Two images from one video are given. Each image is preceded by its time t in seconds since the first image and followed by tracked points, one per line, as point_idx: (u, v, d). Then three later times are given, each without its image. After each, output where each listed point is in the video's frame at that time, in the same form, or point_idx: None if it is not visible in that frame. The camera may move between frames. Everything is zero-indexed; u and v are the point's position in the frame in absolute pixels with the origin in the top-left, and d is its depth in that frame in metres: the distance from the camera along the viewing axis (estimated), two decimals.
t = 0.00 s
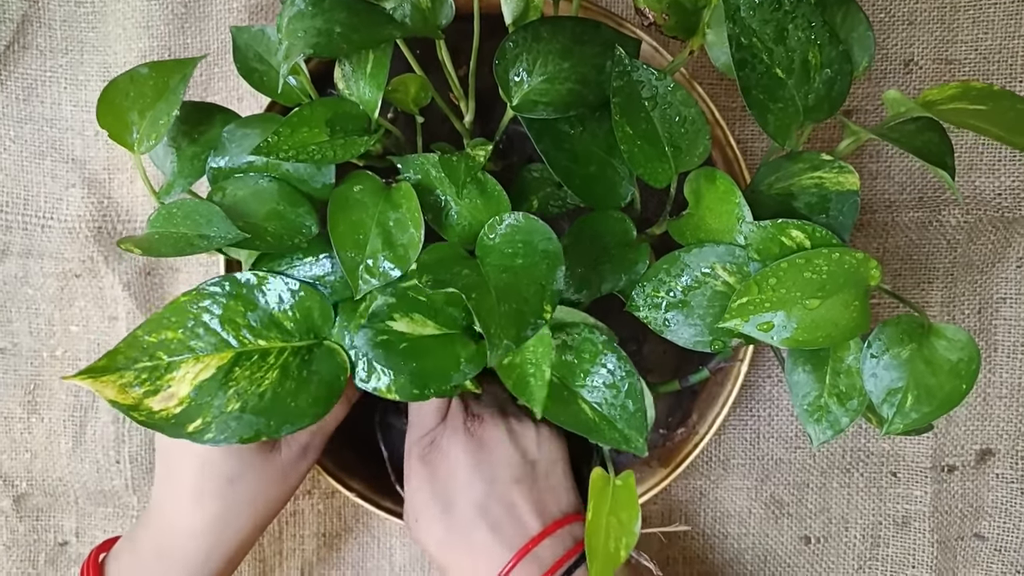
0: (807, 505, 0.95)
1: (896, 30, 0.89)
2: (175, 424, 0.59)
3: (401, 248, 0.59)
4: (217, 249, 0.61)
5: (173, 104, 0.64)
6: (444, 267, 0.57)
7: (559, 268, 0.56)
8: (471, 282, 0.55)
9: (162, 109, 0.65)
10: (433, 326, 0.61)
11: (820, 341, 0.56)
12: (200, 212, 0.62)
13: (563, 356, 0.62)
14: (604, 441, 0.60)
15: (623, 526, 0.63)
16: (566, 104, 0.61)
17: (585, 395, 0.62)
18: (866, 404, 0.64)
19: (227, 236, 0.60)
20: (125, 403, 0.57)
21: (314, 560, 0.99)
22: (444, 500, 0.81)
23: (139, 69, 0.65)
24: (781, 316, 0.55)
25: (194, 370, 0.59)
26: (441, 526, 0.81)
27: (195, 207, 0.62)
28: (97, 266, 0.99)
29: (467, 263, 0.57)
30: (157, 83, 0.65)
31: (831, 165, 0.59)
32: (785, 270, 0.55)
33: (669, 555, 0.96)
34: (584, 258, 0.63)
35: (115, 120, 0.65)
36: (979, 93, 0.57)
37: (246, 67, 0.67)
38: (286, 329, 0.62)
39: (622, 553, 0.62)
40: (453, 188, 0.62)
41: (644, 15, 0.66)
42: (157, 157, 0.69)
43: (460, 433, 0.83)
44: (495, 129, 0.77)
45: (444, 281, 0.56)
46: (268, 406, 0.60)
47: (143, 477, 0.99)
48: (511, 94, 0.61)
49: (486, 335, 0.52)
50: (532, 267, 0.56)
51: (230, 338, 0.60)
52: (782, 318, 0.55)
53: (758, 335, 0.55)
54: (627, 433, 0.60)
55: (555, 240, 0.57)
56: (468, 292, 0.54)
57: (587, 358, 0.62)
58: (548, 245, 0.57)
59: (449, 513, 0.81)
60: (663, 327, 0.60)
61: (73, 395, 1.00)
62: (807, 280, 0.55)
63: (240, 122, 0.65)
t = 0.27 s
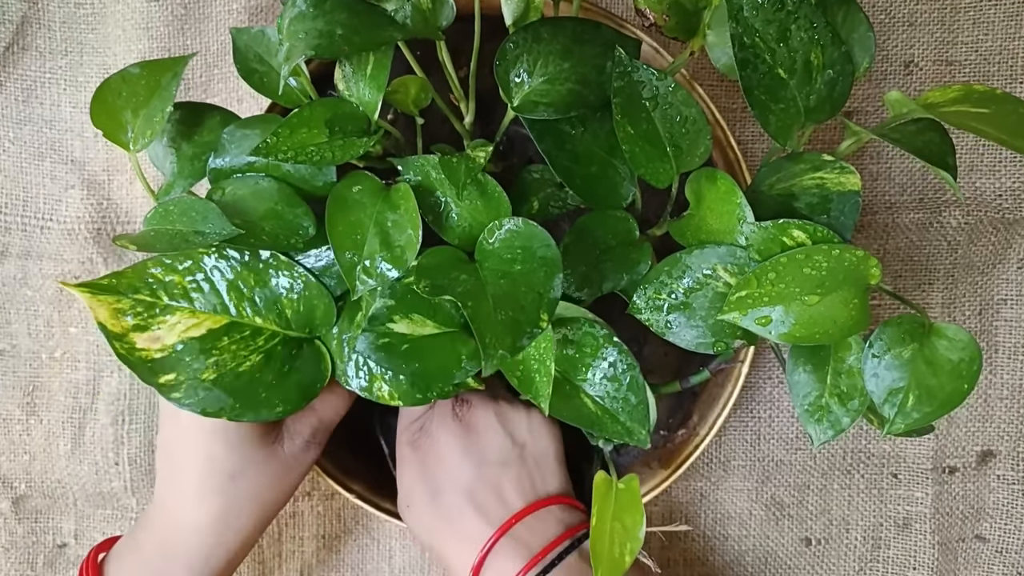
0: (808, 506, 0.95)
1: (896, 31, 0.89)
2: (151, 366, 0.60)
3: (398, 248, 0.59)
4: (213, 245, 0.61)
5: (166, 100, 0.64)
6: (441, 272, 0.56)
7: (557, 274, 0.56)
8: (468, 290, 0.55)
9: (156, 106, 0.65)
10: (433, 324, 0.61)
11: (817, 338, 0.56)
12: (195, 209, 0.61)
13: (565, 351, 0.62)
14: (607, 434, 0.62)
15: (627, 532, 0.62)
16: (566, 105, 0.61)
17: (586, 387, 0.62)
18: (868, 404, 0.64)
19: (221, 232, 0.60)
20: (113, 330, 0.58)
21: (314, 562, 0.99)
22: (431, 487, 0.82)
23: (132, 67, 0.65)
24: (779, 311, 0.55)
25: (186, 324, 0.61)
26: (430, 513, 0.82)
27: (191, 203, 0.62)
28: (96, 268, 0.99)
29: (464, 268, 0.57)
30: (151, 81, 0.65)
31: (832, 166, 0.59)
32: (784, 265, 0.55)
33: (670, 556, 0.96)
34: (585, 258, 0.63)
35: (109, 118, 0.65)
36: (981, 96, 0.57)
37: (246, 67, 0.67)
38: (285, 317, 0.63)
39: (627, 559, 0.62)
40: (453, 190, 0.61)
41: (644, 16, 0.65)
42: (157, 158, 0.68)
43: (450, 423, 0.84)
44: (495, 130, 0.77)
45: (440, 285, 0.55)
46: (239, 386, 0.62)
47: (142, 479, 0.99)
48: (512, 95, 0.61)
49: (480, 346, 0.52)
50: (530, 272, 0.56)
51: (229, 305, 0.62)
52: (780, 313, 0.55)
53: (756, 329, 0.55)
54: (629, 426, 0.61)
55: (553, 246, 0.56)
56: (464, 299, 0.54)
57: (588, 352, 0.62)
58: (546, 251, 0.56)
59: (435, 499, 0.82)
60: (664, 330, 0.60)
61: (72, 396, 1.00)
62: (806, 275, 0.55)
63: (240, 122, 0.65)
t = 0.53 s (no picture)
0: (807, 504, 0.95)
1: (894, 28, 0.89)
2: (154, 365, 0.58)
3: (397, 244, 0.59)
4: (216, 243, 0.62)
5: (177, 103, 0.64)
6: (445, 270, 0.56)
7: (562, 271, 0.56)
8: (474, 287, 0.54)
9: (166, 107, 0.64)
10: (435, 313, 0.61)
11: (820, 335, 0.56)
12: (197, 207, 0.62)
13: (562, 343, 0.62)
14: (603, 427, 0.61)
15: (626, 528, 0.62)
16: (565, 101, 0.61)
17: (583, 379, 0.62)
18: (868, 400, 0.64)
19: (225, 231, 0.61)
20: (114, 329, 0.56)
21: (313, 561, 0.99)
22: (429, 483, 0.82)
23: (144, 65, 0.65)
24: (782, 309, 0.55)
25: (190, 322, 0.58)
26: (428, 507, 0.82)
27: (193, 202, 0.62)
28: (95, 266, 0.99)
29: (467, 267, 0.57)
30: (162, 81, 0.65)
31: (831, 159, 0.59)
32: (785, 263, 0.55)
33: (669, 554, 0.96)
34: (584, 252, 0.63)
35: (118, 116, 0.65)
36: (978, 89, 0.56)
37: (245, 65, 0.67)
38: (288, 314, 0.62)
39: (626, 554, 0.61)
40: (453, 187, 0.61)
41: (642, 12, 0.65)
42: (157, 154, 0.69)
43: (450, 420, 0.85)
44: (493, 127, 0.77)
45: (445, 284, 0.55)
46: (244, 384, 0.60)
47: (142, 478, 0.99)
48: (511, 92, 0.61)
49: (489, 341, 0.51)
50: (534, 269, 0.56)
51: (233, 301, 0.60)
52: (783, 311, 0.55)
53: (758, 328, 0.55)
54: (625, 419, 0.60)
55: (557, 243, 0.56)
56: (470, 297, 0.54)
57: (586, 344, 0.61)
58: (550, 247, 0.57)
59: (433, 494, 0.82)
60: (663, 323, 0.59)
61: (72, 395, 1.00)
62: (807, 273, 0.55)
63: (240, 119, 0.65)
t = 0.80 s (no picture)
0: (810, 502, 0.94)
1: (896, 26, 0.89)
2: (195, 363, 0.57)
3: (404, 245, 0.59)
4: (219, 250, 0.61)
5: (177, 106, 0.64)
6: (454, 270, 0.56)
7: (573, 270, 0.56)
8: (487, 286, 0.55)
9: (166, 110, 0.64)
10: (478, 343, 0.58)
11: (825, 329, 0.56)
12: (201, 213, 0.62)
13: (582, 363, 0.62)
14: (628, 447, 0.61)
15: (643, 536, 0.62)
16: (566, 98, 0.60)
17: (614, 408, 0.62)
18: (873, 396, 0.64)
19: (228, 238, 0.60)
20: (154, 325, 0.55)
21: (314, 561, 0.99)
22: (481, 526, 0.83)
23: (144, 69, 0.65)
24: (787, 304, 0.55)
25: (229, 321, 0.58)
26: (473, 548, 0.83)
27: (196, 207, 0.62)
28: (95, 266, 0.99)
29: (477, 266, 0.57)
30: (162, 84, 0.64)
31: (832, 153, 0.59)
32: (790, 257, 0.55)
33: (671, 554, 0.96)
34: (590, 254, 0.63)
35: (118, 120, 0.65)
36: (979, 80, 0.56)
37: (244, 66, 0.66)
38: (325, 315, 0.61)
39: (643, 562, 0.61)
40: (455, 185, 0.61)
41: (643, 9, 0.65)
42: (159, 159, 0.68)
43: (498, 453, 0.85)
44: (493, 126, 0.77)
45: (454, 284, 0.55)
46: (287, 383, 0.60)
47: (144, 477, 0.99)
48: (511, 89, 0.61)
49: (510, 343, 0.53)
50: (545, 268, 0.56)
51: (273, 301, 0.59)
52: (788, 305, 0.55)
53: (764, 323, 0.55)
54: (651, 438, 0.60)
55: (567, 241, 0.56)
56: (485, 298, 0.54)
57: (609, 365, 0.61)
58: (561, 246, 0.56)
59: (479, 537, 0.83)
60: (667, 319, 0.59)
61: (72, 394, 0.99)
62: (812, 267, 0.55)
63: (241, 127, 0.65)
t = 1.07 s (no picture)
0: (811, 506, 0.94)
1: (896, 29, 0.89)
2: (233, 353, 0.60)
3: (404, 252, 0.59)
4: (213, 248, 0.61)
5: (170, 107, 0.64)
6: (449, 276, 0.57)
7: (563, 277, 0.56)
8: (477, 294, 0.55)
9: (159, 113, 0.64)
10: (448, 360, 0.61)
11: (825, 334, 0.56)
12: (197, 211, 0.62)
13: (570, 383, 0.62)
14: (614, 468, 0.61)
15: (631, 538, 0.62)
16: (568, 103, 0.60)
17: (592, 421, 0.62)
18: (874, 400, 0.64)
19: (222, 234, 0.60)
20: (195, 314, 0.58)
21: (315, 566, 0.99)
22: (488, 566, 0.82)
23: (135, 73, 0.64)
24: (787, 308, 0.55)
25: (265, 314, 0.60)
26: None
27: (191, 207, 0.62)
28: (95, 270, 0.98)
29: (470, 273, 0.57)
30: (155, 87, 0.64)
31: (835, 159, 0.59)
32: (790, 261, 0.55)
33: (672, 558, 0.96)
34: (587, 261, 0.62)
35: (113, 123, 0.65)
36: (982, 85, 0.56)
37: (245, 71, 0.66)
38: (350, 313, 0.64)
39: (631, 564, 0.61)
40: (456, 190, 0.61)
41: (644, 14, 0.65)
42: (157, 162, 0.69)
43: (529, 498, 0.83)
44: (495, 131, 0.77)
45: (449, 291, 0.56)
46: (319, 375, 0.63)
47: (145, 482, 0.98)
48: (512, 94, 0.61)
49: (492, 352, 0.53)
50: (535, 275, 0.56)
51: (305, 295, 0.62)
52: (788, 309, 0.55)
53: (763, 327, 0.55)
54: (636, 459, 0.60)
55: (558, 248, 0.56)
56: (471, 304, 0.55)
57: (594, 382, 0.61)
58: (551, 253, 0.56)
59: None
60: (669, 326, 0.59)
61: (73, 399, 0.99)
62: (813, 271, 0.55)
63: (242, 128, 0.65)
